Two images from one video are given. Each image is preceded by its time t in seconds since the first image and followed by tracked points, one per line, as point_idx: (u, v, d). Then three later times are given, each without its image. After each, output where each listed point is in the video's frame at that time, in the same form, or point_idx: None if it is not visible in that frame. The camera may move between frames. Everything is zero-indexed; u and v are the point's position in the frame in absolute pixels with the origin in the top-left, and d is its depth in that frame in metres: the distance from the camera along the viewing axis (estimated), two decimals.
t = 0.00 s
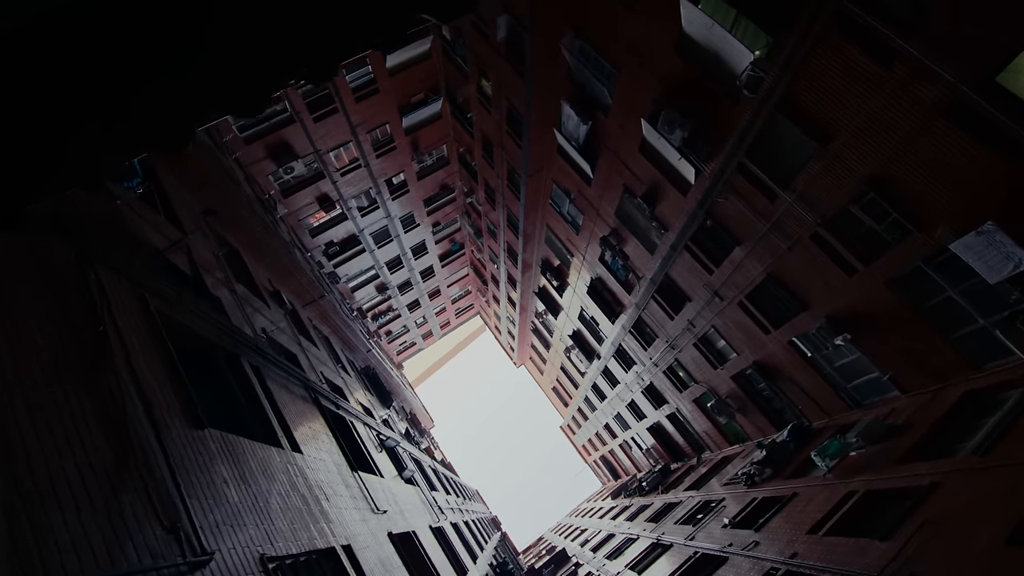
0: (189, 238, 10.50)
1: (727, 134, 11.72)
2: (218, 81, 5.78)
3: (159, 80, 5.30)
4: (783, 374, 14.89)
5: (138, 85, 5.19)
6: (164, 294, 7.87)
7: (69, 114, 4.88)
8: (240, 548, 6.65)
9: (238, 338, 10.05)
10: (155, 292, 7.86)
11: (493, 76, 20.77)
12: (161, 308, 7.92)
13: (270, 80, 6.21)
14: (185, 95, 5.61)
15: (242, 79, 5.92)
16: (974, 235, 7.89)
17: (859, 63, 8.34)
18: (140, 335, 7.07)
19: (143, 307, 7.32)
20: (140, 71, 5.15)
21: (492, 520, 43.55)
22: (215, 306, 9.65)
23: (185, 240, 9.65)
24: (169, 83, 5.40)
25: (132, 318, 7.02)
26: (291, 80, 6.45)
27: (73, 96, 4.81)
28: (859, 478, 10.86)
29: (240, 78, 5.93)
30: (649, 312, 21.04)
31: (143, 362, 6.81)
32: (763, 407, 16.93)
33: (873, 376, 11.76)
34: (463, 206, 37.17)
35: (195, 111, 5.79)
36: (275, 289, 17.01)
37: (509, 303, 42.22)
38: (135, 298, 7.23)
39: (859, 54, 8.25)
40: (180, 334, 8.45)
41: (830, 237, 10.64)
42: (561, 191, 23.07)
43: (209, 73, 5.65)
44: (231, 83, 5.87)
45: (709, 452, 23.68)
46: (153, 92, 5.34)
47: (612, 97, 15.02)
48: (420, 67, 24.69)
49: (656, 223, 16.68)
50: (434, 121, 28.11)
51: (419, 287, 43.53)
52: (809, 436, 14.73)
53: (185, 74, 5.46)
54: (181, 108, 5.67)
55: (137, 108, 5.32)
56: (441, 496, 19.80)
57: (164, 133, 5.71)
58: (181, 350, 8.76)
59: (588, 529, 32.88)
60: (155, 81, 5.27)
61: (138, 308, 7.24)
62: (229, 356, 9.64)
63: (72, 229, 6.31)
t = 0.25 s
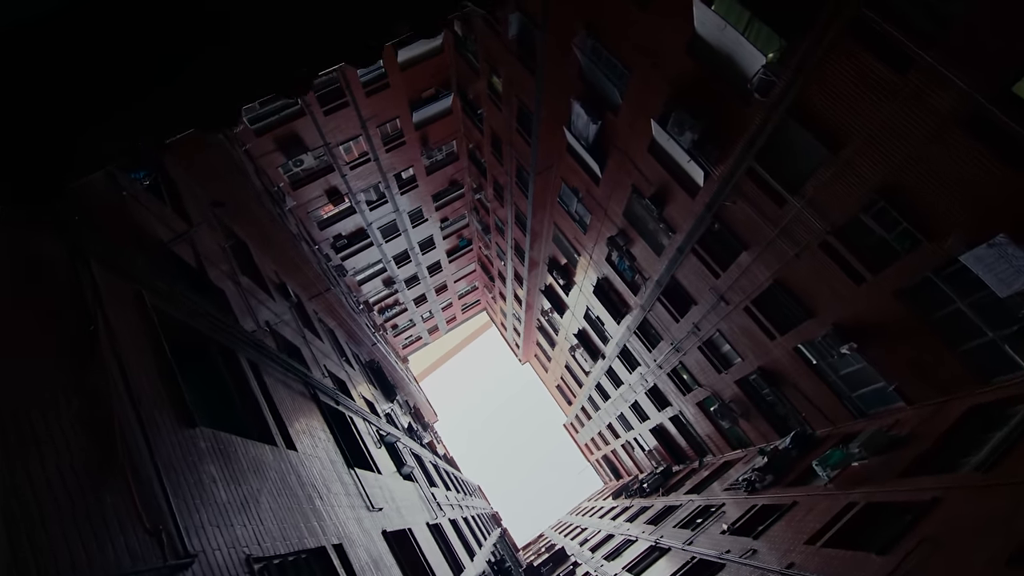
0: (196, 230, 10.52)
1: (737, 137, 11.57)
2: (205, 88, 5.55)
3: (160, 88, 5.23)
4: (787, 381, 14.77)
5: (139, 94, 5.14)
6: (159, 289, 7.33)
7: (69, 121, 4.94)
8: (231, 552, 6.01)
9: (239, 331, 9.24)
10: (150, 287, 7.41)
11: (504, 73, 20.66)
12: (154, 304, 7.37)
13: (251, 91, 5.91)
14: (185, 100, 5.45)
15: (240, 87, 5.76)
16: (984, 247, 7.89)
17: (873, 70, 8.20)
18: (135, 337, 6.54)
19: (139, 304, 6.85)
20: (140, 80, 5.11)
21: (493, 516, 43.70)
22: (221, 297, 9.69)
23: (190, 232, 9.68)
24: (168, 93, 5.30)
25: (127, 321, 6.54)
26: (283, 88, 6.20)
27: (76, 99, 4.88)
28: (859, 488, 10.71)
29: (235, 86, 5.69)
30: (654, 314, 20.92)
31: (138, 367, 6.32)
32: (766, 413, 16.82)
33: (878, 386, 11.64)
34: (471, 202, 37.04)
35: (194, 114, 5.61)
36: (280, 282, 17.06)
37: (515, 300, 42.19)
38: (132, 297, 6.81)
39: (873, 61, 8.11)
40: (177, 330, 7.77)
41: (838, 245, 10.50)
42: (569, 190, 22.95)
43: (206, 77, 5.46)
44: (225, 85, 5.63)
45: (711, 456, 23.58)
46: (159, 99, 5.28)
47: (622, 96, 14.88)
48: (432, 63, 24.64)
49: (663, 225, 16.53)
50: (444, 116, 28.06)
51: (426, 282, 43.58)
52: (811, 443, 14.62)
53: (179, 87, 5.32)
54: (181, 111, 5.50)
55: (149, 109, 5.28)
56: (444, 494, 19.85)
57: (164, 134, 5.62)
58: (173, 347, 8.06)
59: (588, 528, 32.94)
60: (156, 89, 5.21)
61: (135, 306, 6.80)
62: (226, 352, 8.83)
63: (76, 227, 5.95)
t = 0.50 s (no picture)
0: (202, 223, 10.57)
1: (747, 141, 11.42)
2: (215, 87, 4.22)
3: (162, 87, 4.00)
4: (792, 388, 14.63)
5: (136, 92, 3.95)
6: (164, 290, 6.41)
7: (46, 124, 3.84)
8: (215, 552, 5.16)
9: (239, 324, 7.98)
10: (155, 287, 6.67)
11: (515, 70, 20.57)
12: (155, 305, 6.41)
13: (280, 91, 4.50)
14: (191, 102, 4.19)
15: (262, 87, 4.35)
16: (997, 261, 7.83)
17: (886, 76, 8.10)
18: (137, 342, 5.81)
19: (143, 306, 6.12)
20: (137, 76, 3.92)
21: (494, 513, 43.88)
22: (226, 289, 9.76)
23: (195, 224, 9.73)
24: (172, 93, 4.07)
25: (125, 322, 5.70)
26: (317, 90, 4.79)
27: (53, 98, 3.77)
28: (859, 499, 10.53)
29: (258, 80, 4.30)
30: (660, 316, 20.80)
31: (135, 373, 5.48)
32: (770, 420, 16.70)
33: (884, 397, 11.51)
34: (480, 199, 36.92)
35: (206, 117, 4.31)
36: (287, 276, 17.09)
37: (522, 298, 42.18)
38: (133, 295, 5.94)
39: (886, 68, 8.01)
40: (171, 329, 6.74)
41: (847, 254, 10.36)
42: (577, 189, 22.84)
43: (216, 74, 4.13)
44: (244, 81, 4.25)
45: (714, 461, 23.43)
46: (162, 99, 4.07)
47: (633, 97, 14.73)
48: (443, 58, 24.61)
49: (671, 227, 16.38)
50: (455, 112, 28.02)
51: (433, 277, 43.65)
52: (814, 452, 14.37)
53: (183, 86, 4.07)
54: (191, 114, 4.26)
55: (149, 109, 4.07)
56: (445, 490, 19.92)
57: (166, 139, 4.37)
58: (165, 343, 6.86)
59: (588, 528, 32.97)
60: (157, 89, 4.00)
61: (131, 304, 5.89)
62: (224, 348, 7.61)
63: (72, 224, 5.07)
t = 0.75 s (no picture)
0: (208, 216, 10.61)
1: (757, 146, 11.29)
2: (213, 76, 4.30)
3: (163, 76, 4.04)
4: (796, 397, 14.53)
5: (138, 82, 3.95)
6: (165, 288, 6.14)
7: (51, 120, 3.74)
8: (200, 551, 4.68)
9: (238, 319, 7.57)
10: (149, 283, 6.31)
11: (526, 69, 20.46)
12: (156, 302, 6.10)
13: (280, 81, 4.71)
14: (195, 88, 4.25)
15: (260, 72, 4.50)
16: (1006, 276, 7.76)
17: (898, 84, 8.00)
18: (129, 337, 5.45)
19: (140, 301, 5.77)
20: (138, 67, 3.91)
21: (494, 510, 44.02)
22: (230, 282, 9.80)
23: (201, 217, 9.75)
24: (173, 82, 4.11)
25: (119, 318, 5.33)
26: (313, 83, 4.92)
27: (58, 94, 3.68)
28: (858, 512, 10.42)
29: (256, 66, 4.45)
30: (665, 319, 20.68)
31: (129, 374, 5.09)
32: (773, 428, 16.60)
33: (889, 410, 11.39)
34: (489, 196, 36.82)
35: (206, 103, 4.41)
36: (293, 269, 17.12)
37: (528, 297, 42.12)
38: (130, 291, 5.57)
39: (898, 77, 7.91)
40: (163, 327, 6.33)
41: (855, 263, 10.25)
42: (586, 189, 22.73)
43: (216, 62, 4.22)
44: (244, 66, 4.37)
45: (716, 466, 23.32)
46: (163, 88, 4.10)
47: (643, 99, 14.61)
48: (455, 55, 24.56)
49: (678, 230, 16.25)
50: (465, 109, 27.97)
51: (440, 273, 43.69)
52: (816, 461, 14.31)
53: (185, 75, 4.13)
54: (192, 101, 4.33)
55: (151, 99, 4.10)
56: (446, 487, 19.96)
57: (169, 129, 4.41)
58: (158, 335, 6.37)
59: (588, 528, 32.97)
60: (158, 78, 4.02)
61: (127, 300, 5.54)
62: (222, 345, 7.17)
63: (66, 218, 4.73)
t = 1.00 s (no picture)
0: (215, 209, 10.69)
1: (767, 152, 11.14)
2: (214, 82, 3.96)
3: (159, 83, 3.72)
4: (799, 406, 14.40)
5: (133, 88, 3.67)
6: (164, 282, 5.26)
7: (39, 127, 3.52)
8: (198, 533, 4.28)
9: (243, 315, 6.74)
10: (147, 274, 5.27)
11: (538, 68, 20.36)
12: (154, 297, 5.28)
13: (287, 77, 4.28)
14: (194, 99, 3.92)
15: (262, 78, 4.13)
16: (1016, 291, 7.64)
17: (913, 94, 7.89)
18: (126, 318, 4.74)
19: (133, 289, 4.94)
20: (133, 72, 3.63)
21: (495, 507, 44.14)
22: (234, 275, 9.85)
23: (207, 210, 9.80)
24: (170, 90, 3.80)
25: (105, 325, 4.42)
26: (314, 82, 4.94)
27: (47, 100, 3.47)
28: (857, 525, 10.30)
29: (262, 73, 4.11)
30: (670, 323, 20.57)
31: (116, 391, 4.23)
32: (775, 436, 16.47)
33: (893, 422, 11.26)
34: (498, 194, 36.76)
35: (210, 114, 4.06)
36: (299, 263, 17.16)
37: (535, 296, 42.10)
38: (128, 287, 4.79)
39: (913, 86, 7.80)
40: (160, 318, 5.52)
41: (862, 273, 10.13)
42: (595, 190, 22.64)
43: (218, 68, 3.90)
44: (249, 71, 4.05)
45: (717, 472, 23.19)
46: (159, 96, 3.78)
47: (654, 101, 14.48)
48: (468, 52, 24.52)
49: (686, 235, 16.10)
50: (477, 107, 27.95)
51: (447, 270, 43.77)
52: (817, 472, 14.11)
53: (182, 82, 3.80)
54: (194, 112, 4.00)
55: (145, 109, 3.78)
56: (445, 485, 19.99)
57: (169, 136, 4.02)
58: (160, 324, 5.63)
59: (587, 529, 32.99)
60: (153, 85, 3.71)
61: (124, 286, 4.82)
62: (220, 339, 6.34)
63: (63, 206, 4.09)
